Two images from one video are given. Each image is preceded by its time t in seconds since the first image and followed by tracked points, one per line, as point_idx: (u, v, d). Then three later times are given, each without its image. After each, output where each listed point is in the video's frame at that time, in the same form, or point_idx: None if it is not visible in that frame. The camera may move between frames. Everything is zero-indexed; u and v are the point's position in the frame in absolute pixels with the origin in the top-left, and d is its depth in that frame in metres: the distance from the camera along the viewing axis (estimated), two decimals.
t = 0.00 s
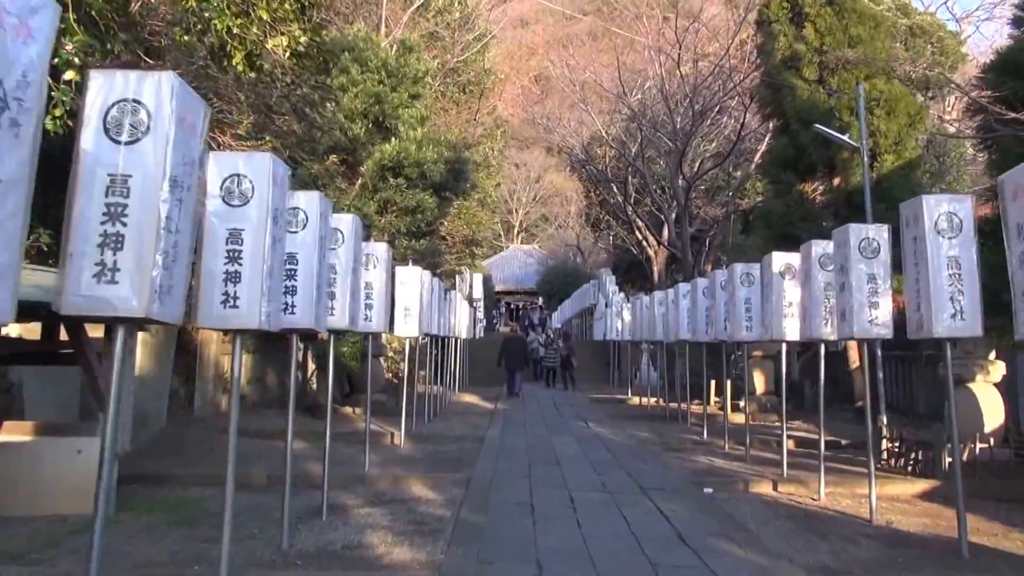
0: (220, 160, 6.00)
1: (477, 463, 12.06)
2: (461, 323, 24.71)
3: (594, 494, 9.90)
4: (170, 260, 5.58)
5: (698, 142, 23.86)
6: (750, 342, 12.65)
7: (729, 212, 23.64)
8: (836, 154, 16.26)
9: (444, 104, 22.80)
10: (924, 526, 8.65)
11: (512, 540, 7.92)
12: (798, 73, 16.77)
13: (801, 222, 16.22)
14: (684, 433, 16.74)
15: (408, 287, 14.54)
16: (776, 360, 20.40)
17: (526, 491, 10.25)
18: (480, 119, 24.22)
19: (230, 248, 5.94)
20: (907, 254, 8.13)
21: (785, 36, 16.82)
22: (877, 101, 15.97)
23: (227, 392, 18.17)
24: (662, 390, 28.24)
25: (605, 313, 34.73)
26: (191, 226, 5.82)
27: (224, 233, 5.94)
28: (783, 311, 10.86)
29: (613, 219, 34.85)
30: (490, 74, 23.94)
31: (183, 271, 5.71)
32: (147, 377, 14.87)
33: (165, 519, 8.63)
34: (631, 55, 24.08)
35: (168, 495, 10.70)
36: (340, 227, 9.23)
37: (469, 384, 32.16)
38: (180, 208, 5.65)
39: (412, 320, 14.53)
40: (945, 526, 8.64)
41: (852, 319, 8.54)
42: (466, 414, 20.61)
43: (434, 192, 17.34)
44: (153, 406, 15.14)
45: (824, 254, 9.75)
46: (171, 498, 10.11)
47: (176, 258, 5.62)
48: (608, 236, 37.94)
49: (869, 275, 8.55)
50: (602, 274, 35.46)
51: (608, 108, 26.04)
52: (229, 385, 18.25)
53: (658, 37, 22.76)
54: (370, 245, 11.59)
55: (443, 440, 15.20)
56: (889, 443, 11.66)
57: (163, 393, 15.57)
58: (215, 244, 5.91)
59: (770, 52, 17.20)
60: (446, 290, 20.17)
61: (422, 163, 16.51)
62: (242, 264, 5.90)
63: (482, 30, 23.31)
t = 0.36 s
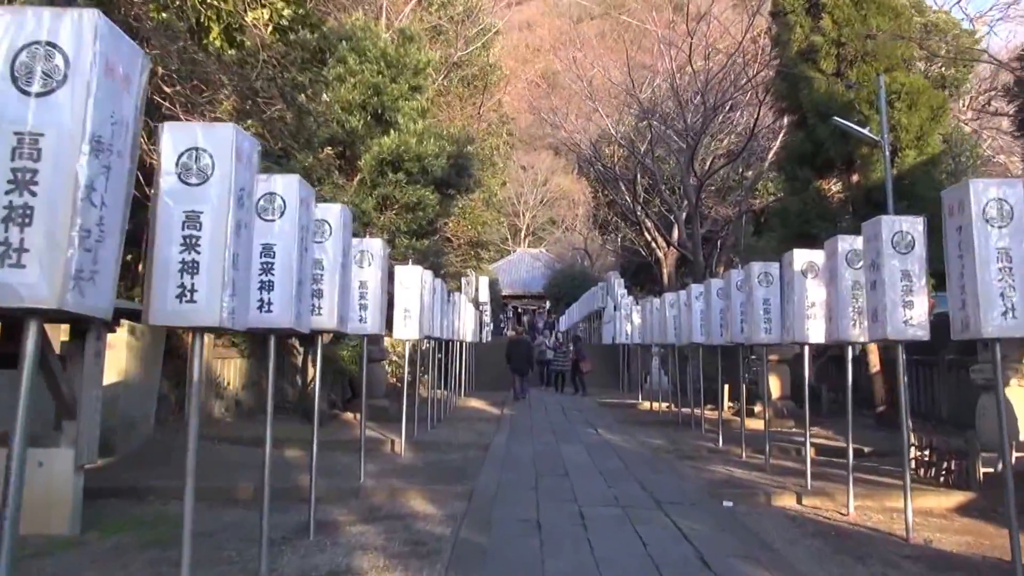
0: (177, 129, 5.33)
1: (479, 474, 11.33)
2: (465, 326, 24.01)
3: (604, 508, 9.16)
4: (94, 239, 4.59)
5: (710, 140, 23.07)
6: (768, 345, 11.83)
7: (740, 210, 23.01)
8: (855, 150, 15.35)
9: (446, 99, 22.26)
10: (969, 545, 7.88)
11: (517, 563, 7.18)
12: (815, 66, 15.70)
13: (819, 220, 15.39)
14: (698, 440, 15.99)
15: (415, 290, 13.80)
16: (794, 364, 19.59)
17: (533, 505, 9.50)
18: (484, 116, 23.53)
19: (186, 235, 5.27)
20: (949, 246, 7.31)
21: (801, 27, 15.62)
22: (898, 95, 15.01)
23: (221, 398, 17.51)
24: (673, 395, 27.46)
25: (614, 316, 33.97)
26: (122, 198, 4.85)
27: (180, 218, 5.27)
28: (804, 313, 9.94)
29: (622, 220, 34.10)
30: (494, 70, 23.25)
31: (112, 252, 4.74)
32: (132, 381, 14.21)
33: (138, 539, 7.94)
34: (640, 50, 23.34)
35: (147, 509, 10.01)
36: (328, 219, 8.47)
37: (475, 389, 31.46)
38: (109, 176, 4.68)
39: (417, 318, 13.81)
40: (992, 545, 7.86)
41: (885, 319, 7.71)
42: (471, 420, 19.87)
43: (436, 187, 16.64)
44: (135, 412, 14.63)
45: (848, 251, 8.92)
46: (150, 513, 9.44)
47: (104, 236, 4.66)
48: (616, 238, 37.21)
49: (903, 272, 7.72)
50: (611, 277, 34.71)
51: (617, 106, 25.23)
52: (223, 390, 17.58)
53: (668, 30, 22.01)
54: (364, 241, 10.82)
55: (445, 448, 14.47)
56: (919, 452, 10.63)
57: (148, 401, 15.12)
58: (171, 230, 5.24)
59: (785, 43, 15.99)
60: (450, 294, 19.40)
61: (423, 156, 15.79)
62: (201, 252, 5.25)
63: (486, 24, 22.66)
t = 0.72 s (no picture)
0: (135, 105, 5.04)
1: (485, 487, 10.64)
2: (471, 330, 23.37)
3: (618, 527, 8.49)
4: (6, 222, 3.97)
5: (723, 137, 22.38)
6: (793, 349, 11.12)
7: (756, 210, 22.10)
8: (881, 143, 14.97)
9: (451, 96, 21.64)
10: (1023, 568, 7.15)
11: None
12: (838, 56, 15.27)
13: (843, 217, 15.13)
14: (714, 448, 15.29)
15: (418, 291, 13.14)
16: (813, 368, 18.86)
17: (542, 523, 8.82)
18: (491, 113, 22.86)
19: (145, 225, 5.02)
20: (1011, 240, 6.59)
21: (823, 15, 15.28)
22: (928, 84, 14.51)
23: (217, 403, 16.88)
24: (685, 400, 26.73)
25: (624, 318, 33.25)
26: (43, 172, 4.18)
27: (138, 206, 5.01)
28: (834, 313, 9.29)
29: (632, 221, 33.41)
30: (501, 66, 22.60)
31: (30, 235, 4.09)
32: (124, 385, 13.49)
33: (110, 562, 7.28)
34: (652, 45, 22.67)
35: (130, 524, 9.35)
36: (318, 211, 7.76)
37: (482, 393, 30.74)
38: (25, 146, 4.04)
39: (419, 319, 13.16)
40: None
41: (933, 320, 7.03)
42: (477, 426, 19.21)
43: (439, 185, 15.78)
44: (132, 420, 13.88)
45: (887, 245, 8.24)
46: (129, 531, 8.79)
47: (19, 219, 4.02)
48: (626, 240, 36.58)
49: (953, 269, 7.04)
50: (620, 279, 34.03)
51: (627, 104, 24.49)
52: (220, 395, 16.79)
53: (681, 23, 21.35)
54: (362, 238, 10.14)
55: (450, 456, 13.80)
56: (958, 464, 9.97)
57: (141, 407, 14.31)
58: (127, 219, 4.99)
59: (807, 32, 15.69)
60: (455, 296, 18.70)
61: (425, 150, 15.00)
62: (161, 245, 5.03)
63: (493, 19, 22.03)
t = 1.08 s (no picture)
0: (83, 78, 4.87)
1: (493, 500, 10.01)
2: (478, 332, 22.74)
3: (637, 547, 7.81)
4: None
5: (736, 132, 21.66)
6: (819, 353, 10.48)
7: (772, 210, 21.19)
8: (906, 136, 14.49)
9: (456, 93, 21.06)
10: None
11: None
12: (860, 44, 14.75)
13: (866, 212, 14.52)
14: (731, 456, 14.58)
15: (419, 291, 12.46)
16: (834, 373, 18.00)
17: (554, 541, 8.18)
18: (503, 109, 22.15)
19: (90, 211, 4.80)
20: None
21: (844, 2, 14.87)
22: (956, 73, 14.02)
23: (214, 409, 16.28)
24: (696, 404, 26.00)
25: (633, 320, 32.54)
26: None
27: (82, 190, 4.80)
28: (870, 315, 8.65)
29: (642, 221, 32.73)
30: (508, 62, 21.98)
31: None
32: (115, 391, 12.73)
33: None
34: (662, 39, 22.03)
35: (111, 542, 8.74)
36: (307, 204, 7.11)
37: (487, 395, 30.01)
38: None
39: (422, 321, 12.47)
40: None
41: (990, 322, 6.39)
42: (483, 431, 18.58)
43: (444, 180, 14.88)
44: (127, 426, 13.11)
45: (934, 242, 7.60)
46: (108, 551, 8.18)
47: None
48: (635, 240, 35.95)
49: (1013, 267, 6.40)
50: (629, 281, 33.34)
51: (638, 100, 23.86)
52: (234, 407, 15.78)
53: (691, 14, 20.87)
54: (360, 233, 9.44)
55: (453, 465, 13.14)
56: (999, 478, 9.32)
57: (137, 413, 13.47)
58: (71, 204, 4.78)
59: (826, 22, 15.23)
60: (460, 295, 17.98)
61: (429, 145, 14.10)
62: (106, 233, 4.77)
63: (499, 13, 21.43)
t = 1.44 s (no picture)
0: None
1: (496, 513, 9.32)
2: (480, 334, 22.04)
3: (656, 569, 7.11)
4: None
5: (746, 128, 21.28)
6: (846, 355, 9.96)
7: (784, 209, 20.57)
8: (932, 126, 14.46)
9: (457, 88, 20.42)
10: None
11: None
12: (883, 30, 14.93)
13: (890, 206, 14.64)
14: (747, 463, 13.90)
15: (419, 291, 11.75)
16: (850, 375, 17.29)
17: (561, 561, 7.50)
18: (500, 105, 21.54)
19: None
20: None
21: None
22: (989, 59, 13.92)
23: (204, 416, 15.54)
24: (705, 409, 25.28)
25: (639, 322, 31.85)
26: None
27: None
28: (905, 314, 8.11)
29: (648, 221, 32.08)
30: (510, 57, 21.33)
31: None
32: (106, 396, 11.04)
33: None
34: (671, 31, 21.39)
35: (80, 562, 8.01)
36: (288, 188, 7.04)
37: (490, 399, 29.29)
38: None
39: (421, 322, 11.75)
40: None
41: None
42: (485, 436, 17.89)
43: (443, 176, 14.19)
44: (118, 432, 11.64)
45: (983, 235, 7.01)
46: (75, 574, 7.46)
47: None
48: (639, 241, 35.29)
49: None
50: (634, 282, 32.66)
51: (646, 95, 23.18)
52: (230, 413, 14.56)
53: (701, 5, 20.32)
54: (351, 227, 8.70)
55: (456, 473, 12.47)
56: None
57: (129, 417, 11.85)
58: None
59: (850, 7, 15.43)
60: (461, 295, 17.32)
61: (429, 137, 13.32)
62: (14, 204, 3.90)
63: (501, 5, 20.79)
